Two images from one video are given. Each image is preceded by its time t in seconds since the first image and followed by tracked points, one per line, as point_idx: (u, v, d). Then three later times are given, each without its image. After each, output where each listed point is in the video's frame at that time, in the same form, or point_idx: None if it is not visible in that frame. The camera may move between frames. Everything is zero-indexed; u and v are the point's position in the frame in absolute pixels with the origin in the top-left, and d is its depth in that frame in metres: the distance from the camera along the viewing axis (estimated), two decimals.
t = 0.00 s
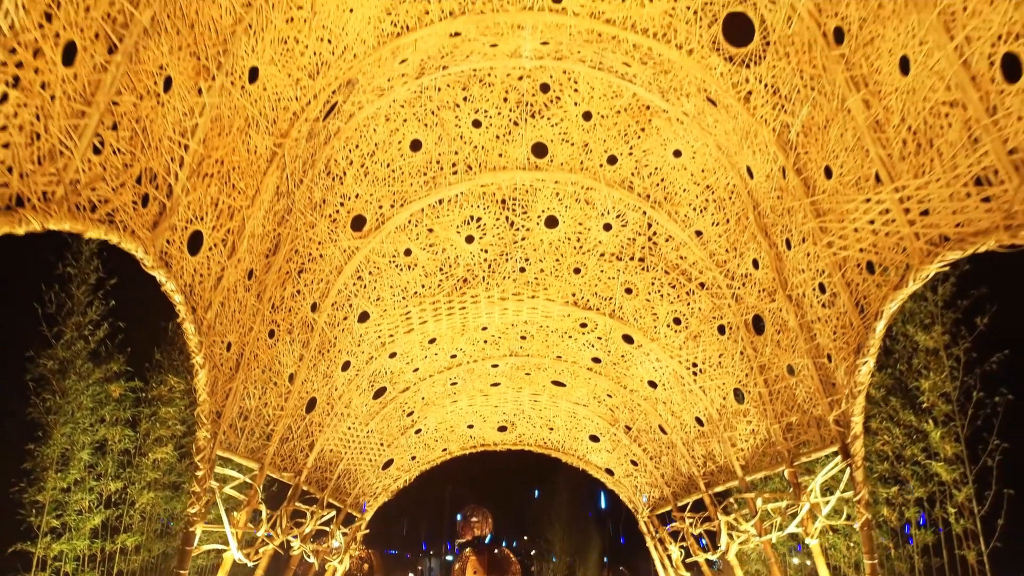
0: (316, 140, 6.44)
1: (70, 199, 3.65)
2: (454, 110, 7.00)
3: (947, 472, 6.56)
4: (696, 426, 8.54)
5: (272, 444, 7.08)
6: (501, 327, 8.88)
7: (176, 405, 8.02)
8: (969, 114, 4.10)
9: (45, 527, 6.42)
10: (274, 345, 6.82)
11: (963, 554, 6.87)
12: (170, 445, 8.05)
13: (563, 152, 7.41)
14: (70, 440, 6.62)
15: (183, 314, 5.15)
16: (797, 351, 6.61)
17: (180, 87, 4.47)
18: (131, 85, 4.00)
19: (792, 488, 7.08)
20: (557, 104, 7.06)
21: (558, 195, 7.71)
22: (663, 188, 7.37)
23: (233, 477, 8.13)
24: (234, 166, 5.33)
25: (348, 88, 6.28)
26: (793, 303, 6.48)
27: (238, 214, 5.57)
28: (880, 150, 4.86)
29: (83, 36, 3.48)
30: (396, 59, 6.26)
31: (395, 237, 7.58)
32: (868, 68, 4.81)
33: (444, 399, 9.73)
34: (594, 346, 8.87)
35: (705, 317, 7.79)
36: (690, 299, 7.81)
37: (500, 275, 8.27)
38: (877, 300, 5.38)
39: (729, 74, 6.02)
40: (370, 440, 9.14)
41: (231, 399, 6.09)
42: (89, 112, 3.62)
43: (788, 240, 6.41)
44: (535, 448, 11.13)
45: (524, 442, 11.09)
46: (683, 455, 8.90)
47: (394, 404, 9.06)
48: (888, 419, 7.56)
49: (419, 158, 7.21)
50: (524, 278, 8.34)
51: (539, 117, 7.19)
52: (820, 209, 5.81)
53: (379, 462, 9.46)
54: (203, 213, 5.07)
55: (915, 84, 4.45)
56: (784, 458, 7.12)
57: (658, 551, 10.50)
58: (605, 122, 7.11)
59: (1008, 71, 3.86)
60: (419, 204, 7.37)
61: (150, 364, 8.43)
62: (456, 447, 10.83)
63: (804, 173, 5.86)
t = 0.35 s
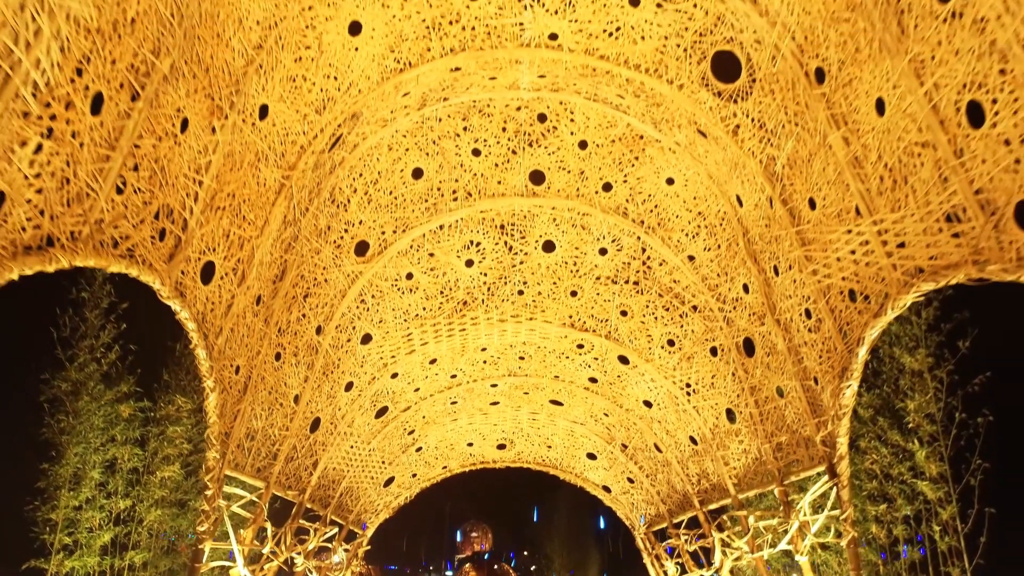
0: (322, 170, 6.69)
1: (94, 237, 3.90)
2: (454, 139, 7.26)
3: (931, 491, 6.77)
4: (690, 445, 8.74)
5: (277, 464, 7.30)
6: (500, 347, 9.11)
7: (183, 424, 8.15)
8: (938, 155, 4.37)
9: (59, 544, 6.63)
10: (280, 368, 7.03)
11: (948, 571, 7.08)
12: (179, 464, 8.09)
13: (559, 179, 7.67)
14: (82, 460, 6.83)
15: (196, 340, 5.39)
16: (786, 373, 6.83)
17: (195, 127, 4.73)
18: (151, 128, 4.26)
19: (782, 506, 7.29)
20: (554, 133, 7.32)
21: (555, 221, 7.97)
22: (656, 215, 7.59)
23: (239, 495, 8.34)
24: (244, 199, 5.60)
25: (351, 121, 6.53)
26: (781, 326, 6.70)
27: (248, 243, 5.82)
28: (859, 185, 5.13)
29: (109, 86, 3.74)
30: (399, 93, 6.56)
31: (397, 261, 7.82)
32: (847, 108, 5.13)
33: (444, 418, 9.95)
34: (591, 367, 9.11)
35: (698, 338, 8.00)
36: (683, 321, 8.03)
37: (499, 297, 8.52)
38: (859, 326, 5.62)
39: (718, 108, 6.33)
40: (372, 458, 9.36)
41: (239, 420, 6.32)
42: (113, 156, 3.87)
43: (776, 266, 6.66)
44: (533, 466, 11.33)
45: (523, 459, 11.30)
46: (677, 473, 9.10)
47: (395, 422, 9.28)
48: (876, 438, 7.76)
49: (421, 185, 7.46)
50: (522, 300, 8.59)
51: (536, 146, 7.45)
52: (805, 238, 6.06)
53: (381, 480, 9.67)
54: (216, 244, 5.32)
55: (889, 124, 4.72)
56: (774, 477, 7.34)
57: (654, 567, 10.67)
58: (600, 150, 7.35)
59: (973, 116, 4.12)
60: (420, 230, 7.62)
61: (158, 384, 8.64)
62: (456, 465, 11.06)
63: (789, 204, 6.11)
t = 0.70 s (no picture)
0: (328, 201, 6.96)
1: (118, 275, 4.16)
2: (455, 170, 7.54)
3: (916, 511, 7.00)
4: (685, 465, 8.95)
5: (283, 484, 7.56)
6: (499, 370, 9.36)
7: (191, 444, 8.37)
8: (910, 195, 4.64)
9: (72, 563, 6.84)
10: (286, 391, 7.27)
11: None
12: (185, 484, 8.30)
13: (556, 208, 7.95)
14: (95, 481, 7.04)
15: (208, 368, 5.66)
16: (775, 397, 7.07)
17: (210, 168, 5.01)
18: (170, 171, 4.53)
19: (772, 526, 7.52)
20: (551, 163, 7.60)
21: (553, 247, 8.24)
22: (650, 242, 7.85)
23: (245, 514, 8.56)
24: (254, 233, 5.87)
25: (356, 155, 6.79)
26: (770, 352, 6.95)
27: (258, 274, 6.09)
28: (840, 220, 5.40)
29: (134, 136, 4.02)
30: (402, 128, 6.87)
31: (399, 287, 8.08)
32: (827, 148, 5.42)
33: (445, 438, 10.18)
34: (587, 389, 9.36)
35: (691, 362, 8.23)
36: (676, 345, 8.27)
37: (498, 321, 8.78)
38: (842, 353, 5.88)
39: (708, 143, 6.63)
40: (374, 478, 9.59)
41: (248, 443, 6.58)
42: (136, 200, 4.15)
43: (764, 294, 6.92)
44: (532, 485, 11.55)
45: (521, 478, 11.52)
46: (672, 493, 9.31)
47: (397, 443, 9.52)
48: (865, 459, 7.97)
49: (423, 214, 7.73)
50: (521, 324, 8.84)
51: (534, 176, 7.73)
52: (791, 268, 6.32)
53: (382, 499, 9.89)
54: (228, 276, 5.59)
55: (865, 165, 4.99)
56: (764, 497, 7.57)
57: None
58: (595, 180, 7.63)
59: (941, 161, 4.39)
60: (422, 257, 7.89)
61: (167, 406, 8.86)
62: (456, 483, 11.29)
63: (776, 236, 6.38)
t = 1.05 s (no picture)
0: (332, 227, 7.18)
1: (136, 306, 4.39)
2: (455, 196, 7.79)
3: (903, 528, 7.20)
4: (680, 483, 9.14)
5: (287, 502, 7.77)
6: (498, 389, 9.59)
7: (197, 462, 8.50)
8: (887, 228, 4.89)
9: None
10: (292, 412, 7.47)
11: None
12: (191, 501, 8.36)
13: (553, 232, 8.20)
14: (105, 499, 7.22)
15: (218, 391, 5.89)
16: (765, 417, 7.28)
17: (222, 201, 5.26)
18: (185, 207, 4.78)
19: (763, 542, 7.73)
20: (548, 190, 7.86)
21: (550, 270, 8.48)
22: (645, 266, 8.08)
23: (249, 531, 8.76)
24: (261, 261, 6.12)
25: (360, 183, 7.05)
26: (760, 373, 7.17)
27: (266, 300, 6.33)
28: (823, 250, 5.64)
29: (153, 176, 4.27)
30: (404, 157, 7.17)
31: (401, 309, 8.32)
32: (810, 181, 5.68)
33: (445, 455, 10.38)
34: (584, 407, 9.58)
35: (685, 382, 8.43)
36: (670, 365, 8.49)
37: (497, 342, 9.02)
38: (827, 377, 6.11)
39: (698, 173, 6.92)
40: (375, 495, 9.80)
41: (254, 462, 6.80)
42: (154, 235, 4.40)
43: (754, 318, 7.14)
44: (530, 501, 11.74)
45: (520, 494, 11.71)
46: (668, 510, 9.51)
47: (398, 460, 9.74)
48: (854, 477, 8.16)
49: (424, 239, 7.98)
50: (519, 345, 9.08)
51: (532, 202, 7.98)
52: (778, 293, 6.56)
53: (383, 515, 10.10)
54: (237, 303, 5.82)
55: (846, 199, 5.24)
56: (756, 515, 7.77)
57: None
58: (591, 206, 7.88)
59: (915, 198, 4.63)
60: (423, 279, 8.14)
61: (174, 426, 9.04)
62: (456, 500, 11.49)
63: (764, 262, 6.61)
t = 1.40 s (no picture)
0: (337, 252, 7.43)
1: (154, 336, 4.64)
2: (456, 221, 8.07)
3: (890, 545, 7.42)
4: (674, 499, 9.36)
5: (292, 519, 8.01)
6: (497, 407, 9.83)
7: (204, 479, 8.64)
8: (866, 260, 5.14)
9: None
10: (297, 431, 7.70)
11: None
12: (197, 517, 8.54)
13: (551, 255, 8.47)
14: (116, 516, 7.42)
15: (228, 413, 6.14)
16: (756, 437, 7.51)
17: (235, 232, 5.52)
18: (200, 240, 5.04)
19: (755, 558, 7.94)
20: (546, 215, 8.12)
21: (548, 292, 8.74)
22: (640, 288, 8.33)
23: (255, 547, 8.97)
24: (270, 287, 6.38)
25: (364, 210, 7.32)
26: (751, 394, 7.41)
27: (274, 325, 6.59)
28: (808, 278, 5.90)
29: (171, 213, 4.54)
30: (407, 185, 7.43)
31: (403, 330, 8.56)
32: (795, 212, 5.94)
33: (445, 472, 10.60)
34: (582, 425, 9.83)
35: (679, 401, 8.65)
36: (665, 385, 8.72)
37: (496, 361, 9.27)
38: (813, 399, 6.35)
39: (690, 201, 7.18)
40: (377, 511, 10.03)
41: (261, 481, 7.04)
42: (172, 268, 4.66)
43: (744, 340, 7.37)
44: (528, 516, 11.96)
45: (518, 510, 11.93)
46: (663, 525, 9.73)
47: (400, 476, 9.97)
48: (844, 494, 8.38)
49: (425, 262, 8.24)
50: (517, 364, 9.33)
51: (530, 226, 8.25)
52: (767, 318, 6.81)
53: (385, 531, 10.32)
54: (247, 328, 6.08)
55: (829, 230, 5.51)
56: (748, 531, 8.00)
57: None
58: (587, 230, 8.14)
59: (891, 232, 4.89)
60: (424, 301, 8.39)
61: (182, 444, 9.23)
62: (456, 515, 11.71)
63: (753, 287, 6.87)
